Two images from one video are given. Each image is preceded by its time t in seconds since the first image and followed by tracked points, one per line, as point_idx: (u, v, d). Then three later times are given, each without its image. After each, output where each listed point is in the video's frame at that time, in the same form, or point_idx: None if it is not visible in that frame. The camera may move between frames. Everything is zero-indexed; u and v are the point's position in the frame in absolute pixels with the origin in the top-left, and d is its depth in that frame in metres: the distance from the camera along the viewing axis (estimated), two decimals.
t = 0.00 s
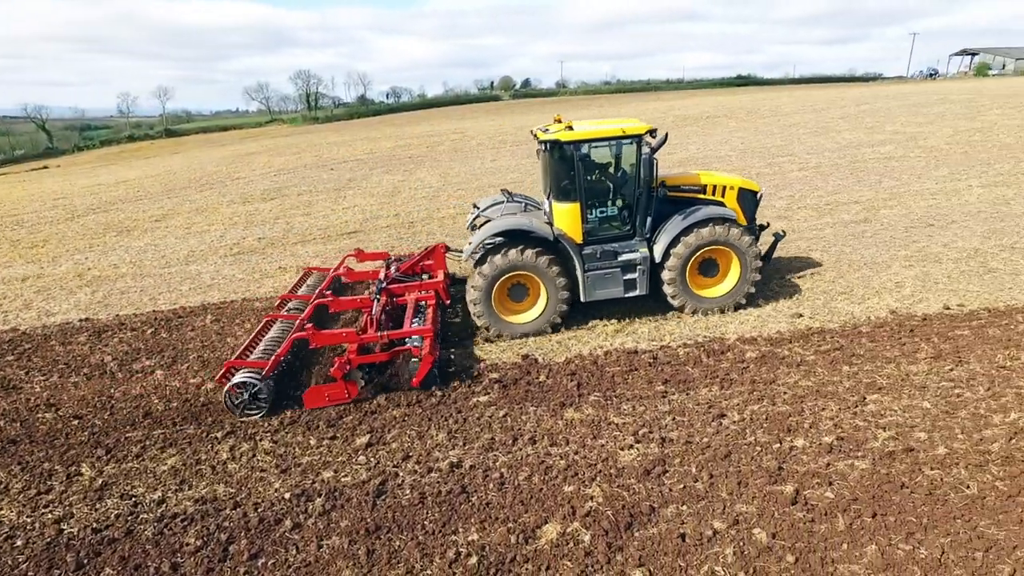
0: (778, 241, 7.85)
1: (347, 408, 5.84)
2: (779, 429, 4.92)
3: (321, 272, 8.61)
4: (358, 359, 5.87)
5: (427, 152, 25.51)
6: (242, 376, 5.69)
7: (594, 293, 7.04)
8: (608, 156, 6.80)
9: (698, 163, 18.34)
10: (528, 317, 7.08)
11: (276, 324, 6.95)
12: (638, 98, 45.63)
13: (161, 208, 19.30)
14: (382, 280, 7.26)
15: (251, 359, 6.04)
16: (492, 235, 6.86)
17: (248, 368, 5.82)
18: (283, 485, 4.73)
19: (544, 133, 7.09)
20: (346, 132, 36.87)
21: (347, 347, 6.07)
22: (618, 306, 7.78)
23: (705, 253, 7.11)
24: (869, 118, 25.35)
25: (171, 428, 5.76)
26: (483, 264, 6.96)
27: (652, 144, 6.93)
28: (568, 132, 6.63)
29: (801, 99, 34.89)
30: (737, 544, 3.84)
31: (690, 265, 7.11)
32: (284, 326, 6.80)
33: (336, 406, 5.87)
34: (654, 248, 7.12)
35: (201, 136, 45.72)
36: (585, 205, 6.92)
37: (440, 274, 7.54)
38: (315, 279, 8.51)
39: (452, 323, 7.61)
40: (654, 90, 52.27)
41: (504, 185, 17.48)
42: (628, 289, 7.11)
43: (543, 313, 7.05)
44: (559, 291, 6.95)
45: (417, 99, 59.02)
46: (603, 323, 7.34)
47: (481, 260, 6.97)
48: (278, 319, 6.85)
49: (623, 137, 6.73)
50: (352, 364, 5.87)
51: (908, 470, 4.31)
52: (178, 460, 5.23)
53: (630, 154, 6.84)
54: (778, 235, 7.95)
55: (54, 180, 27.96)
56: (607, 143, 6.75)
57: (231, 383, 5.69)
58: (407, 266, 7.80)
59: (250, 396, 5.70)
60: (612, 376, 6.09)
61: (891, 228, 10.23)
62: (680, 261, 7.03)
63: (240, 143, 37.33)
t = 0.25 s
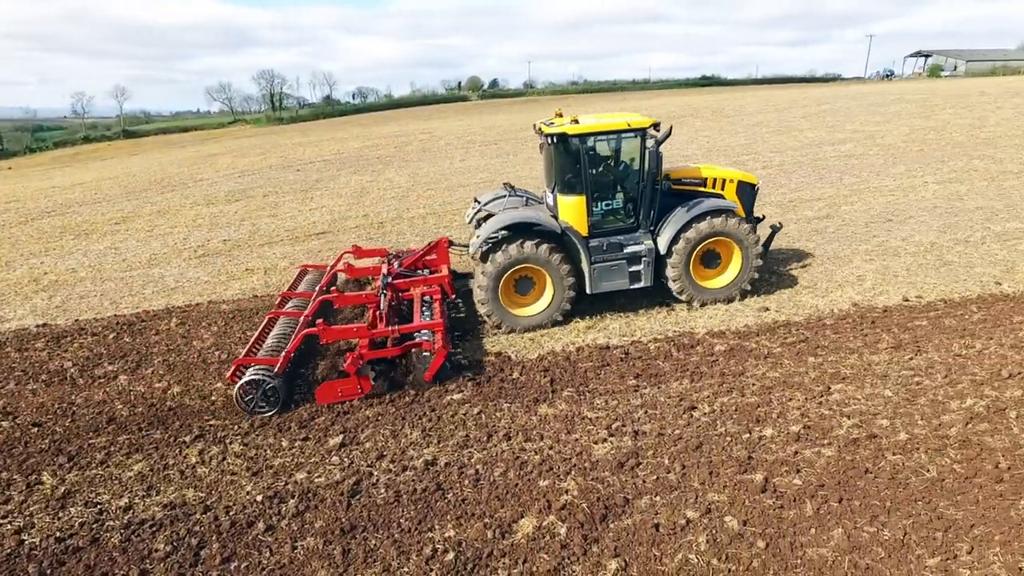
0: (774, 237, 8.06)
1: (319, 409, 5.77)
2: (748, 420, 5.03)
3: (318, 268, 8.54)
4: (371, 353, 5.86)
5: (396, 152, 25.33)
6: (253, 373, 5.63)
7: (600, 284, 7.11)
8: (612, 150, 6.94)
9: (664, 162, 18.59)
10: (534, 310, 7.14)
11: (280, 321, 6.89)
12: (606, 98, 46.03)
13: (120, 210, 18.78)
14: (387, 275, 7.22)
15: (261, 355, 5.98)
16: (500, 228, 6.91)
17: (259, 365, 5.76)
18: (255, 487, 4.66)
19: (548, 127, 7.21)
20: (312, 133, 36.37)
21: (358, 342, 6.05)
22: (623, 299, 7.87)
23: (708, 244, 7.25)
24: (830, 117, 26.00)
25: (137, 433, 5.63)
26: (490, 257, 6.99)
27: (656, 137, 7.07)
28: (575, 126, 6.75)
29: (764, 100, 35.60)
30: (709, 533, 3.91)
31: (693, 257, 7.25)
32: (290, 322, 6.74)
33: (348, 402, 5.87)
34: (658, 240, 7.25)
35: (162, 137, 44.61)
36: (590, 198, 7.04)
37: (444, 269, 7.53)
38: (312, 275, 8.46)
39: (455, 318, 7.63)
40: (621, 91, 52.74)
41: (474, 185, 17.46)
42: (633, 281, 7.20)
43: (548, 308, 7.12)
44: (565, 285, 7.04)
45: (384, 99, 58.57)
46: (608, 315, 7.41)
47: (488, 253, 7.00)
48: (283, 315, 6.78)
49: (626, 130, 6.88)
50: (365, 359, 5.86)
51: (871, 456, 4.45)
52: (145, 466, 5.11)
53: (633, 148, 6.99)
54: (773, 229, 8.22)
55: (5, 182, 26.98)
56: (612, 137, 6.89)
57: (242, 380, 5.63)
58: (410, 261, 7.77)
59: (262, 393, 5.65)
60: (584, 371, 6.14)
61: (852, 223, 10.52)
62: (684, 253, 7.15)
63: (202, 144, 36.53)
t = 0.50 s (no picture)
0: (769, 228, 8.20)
1: (291, 411, 5.70)
2: (718, 412, 5.13)
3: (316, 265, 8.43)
4: (385, 347, 5.84)
5: (364, 153, 25.12)
6: (266, 367, 5.55)
7: (605, 277, 7.20)
8: (618, 144, 7.02)
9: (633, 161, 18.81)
10: (540, 303, 7.17)
11: (284, 317, 6.79)
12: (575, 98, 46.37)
13: (79, 213, 18.25)
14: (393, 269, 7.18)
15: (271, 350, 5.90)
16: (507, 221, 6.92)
17: (271, 359, 5.68)
18: (226, 491, 4.59)
19: (553, 121, 7.24)
20: (278, 134, 35.83)
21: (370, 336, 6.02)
22: (623, 291, 7.99)
23: (712, 235, 7.41)
24: (792, 117, 26.61)
25: (101, 439, 5.49)
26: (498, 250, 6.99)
27: (659, 130, 7.16)
28: (582, 121, 6.80)
29: (729, 100, 36.27)
30: (682, 522, 3.99)
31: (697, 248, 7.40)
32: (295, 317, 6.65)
33: (361, 396, 5.83)
34: (662, 232, 7.39)
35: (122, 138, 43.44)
36: (594, 192, 7.12)
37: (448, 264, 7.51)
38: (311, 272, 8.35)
39: (458, 313, 7.62)
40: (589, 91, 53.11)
41: (444, 184, 17.42)
42: (638, 273, 7.35)
43: (554, 301, 7.17)
44: (571, 277, 7.10)
45: (352, 99, 58.05)
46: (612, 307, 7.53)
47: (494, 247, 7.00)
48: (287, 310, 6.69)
49: (631, 124, 6.95)
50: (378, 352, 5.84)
51: (836, 444, 4.58)
52: (111, 472, 4.98)
53: (637, 141, 7.07)
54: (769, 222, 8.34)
55: None
56: (617, 131, 6.96)
57: (254, 374, 5.55)
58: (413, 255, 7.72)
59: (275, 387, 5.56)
60: (558, 368, 6.18)
61: (815, 219, 10.79)
62: (688, 245, 7.31)
63: (164, 145, 35.70)
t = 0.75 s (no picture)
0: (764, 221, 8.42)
1: (262, 414, 5.63)
2: (688, 405, 5.22)
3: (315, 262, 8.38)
4: (401, 339, 5.90)
5: (332, 153, 24.86)
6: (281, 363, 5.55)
7: (609, 269, 7.34)
8: (621, 138, 7.21)
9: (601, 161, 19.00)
10: (545, 296, 7.28)
11: (290, 314, 6.76)
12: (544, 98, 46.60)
13: (34, 216, 17.68)
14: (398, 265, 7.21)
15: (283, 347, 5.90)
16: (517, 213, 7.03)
17: (286, 355, 5.68)
18: (196, 495, 4.51)
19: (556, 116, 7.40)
20: (243, 135, 35.20)
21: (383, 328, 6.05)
22: (625, 284, 8.13)
23: (714, 226, 7.57)
24: (757, 117, 27.14)
25: (62, 447, 5.33)
26: (504, 244, 7.10)
27: (660, 126, 7.38)
28: (586, 116, 6.99)
29: (695, 100, 36.83)
30: (654, 513, 4.06)
31: (697, 240, 7.57)
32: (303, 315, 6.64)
33: (376, 388, 5.88)
34: (663, 225, 7.56)
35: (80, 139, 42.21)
36: (596, 185, 7.29)
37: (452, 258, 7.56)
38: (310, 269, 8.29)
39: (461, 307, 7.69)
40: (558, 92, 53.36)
41: (413, 185, 17.34)
42: (640, 265, 7.51)
43: (558, 295, 7.29)
44: (576, 270, 7.24)
45: (319, 100, 57.38)
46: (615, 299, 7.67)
47: (501, 239, 7.09)
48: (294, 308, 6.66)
49: (633, 120, 7.14)
50: (393, 345, 5.88)
51: (802, 434, 4.71)
52: (74, 480, 4.86)
53: (639, 136, 7.26)
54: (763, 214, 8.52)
55: None
56: (620, 127, 7.15)
57: (269, 371, 5.54)
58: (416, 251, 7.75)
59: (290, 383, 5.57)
60: (530, 365, 6.22)
61: (780, 216, 11.04)
62: (688, 237, 7.46)
63: (124, 147, 34.80)
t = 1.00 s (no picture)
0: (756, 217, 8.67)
1: (229, 418, 5.54)
2: (656, 400, 5.31)
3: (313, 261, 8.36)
4: (414, 334, 5.95)
5: (298, 154, 24.53)
6: (295, 358, 5.55)
7: (610, 262, 7.52)
8: (622, 134, 7.32)
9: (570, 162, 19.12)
10: (549, 290, 7.40)
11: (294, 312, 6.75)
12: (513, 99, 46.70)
13: None
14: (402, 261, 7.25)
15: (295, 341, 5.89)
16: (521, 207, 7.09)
17: (299, 350, 5.69)
18: (162, 502, 4.43)
19: (556, 111, 7.45)
20: (206, 136, 34.49)
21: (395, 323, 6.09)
22: (623, 277, 8.31)
23: (712, 219, 7.80)
24: (721, 117, 27.63)
25: (19, 457, 5.17)
26: (509, 238, 7.16)
27: (659, 121, 7.50)
28: (588, 112, 7.06)
29: (662, 101, 37.30)
30: (624, 507, 4.12)
31: (694, 233, 7.78)
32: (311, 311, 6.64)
33: (389, 382, 5.92)
34: (662, 218, 7.73)
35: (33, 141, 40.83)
36: (598, 180, 7.38)
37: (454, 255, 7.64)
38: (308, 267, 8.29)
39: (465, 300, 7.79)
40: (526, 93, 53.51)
41: (382, 186, 17.21)
42: (640, 258, 7.69)
43: (562, 288, 7.41)
44: (578, 264, 7.35)
45: (285, 100, 56.53)
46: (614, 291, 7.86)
47: (506, 233, 7.15)
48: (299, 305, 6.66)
49: (633, 115, 7.26)
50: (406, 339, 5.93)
51: (767, 426, 4.82)
52: (33, 490, 4.71)
53: (639, 132, 7.39)
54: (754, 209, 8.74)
55: None
56: (620, 122, 7.26)
57: (283, 366, 5.54)
58: (418, 248, 7.83)
59: (304, 377, 5.57)
60: (501, 364, 6.24)
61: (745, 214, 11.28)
62: (686, 231, 7.67)
63: (81, 148, 33.80)
